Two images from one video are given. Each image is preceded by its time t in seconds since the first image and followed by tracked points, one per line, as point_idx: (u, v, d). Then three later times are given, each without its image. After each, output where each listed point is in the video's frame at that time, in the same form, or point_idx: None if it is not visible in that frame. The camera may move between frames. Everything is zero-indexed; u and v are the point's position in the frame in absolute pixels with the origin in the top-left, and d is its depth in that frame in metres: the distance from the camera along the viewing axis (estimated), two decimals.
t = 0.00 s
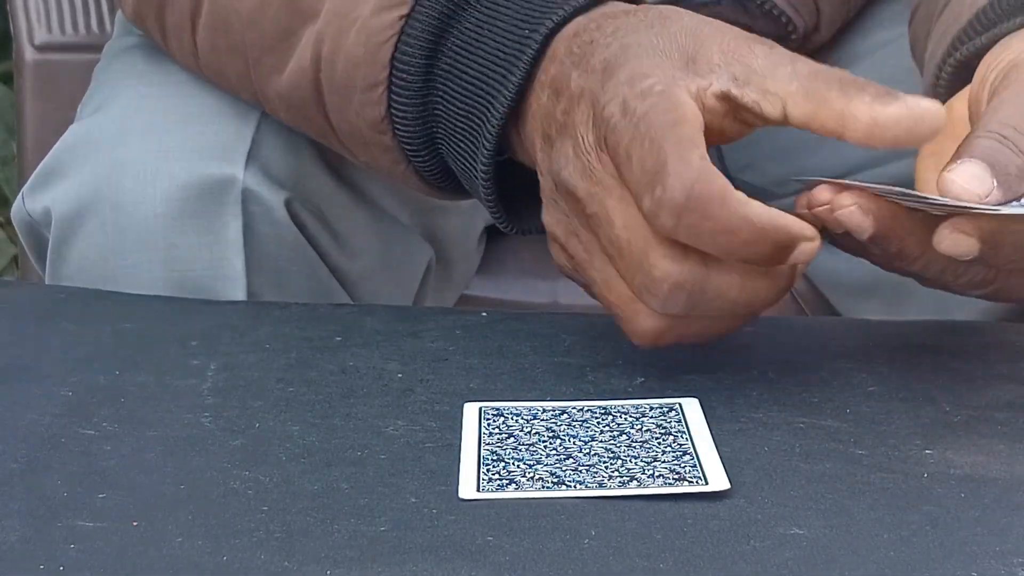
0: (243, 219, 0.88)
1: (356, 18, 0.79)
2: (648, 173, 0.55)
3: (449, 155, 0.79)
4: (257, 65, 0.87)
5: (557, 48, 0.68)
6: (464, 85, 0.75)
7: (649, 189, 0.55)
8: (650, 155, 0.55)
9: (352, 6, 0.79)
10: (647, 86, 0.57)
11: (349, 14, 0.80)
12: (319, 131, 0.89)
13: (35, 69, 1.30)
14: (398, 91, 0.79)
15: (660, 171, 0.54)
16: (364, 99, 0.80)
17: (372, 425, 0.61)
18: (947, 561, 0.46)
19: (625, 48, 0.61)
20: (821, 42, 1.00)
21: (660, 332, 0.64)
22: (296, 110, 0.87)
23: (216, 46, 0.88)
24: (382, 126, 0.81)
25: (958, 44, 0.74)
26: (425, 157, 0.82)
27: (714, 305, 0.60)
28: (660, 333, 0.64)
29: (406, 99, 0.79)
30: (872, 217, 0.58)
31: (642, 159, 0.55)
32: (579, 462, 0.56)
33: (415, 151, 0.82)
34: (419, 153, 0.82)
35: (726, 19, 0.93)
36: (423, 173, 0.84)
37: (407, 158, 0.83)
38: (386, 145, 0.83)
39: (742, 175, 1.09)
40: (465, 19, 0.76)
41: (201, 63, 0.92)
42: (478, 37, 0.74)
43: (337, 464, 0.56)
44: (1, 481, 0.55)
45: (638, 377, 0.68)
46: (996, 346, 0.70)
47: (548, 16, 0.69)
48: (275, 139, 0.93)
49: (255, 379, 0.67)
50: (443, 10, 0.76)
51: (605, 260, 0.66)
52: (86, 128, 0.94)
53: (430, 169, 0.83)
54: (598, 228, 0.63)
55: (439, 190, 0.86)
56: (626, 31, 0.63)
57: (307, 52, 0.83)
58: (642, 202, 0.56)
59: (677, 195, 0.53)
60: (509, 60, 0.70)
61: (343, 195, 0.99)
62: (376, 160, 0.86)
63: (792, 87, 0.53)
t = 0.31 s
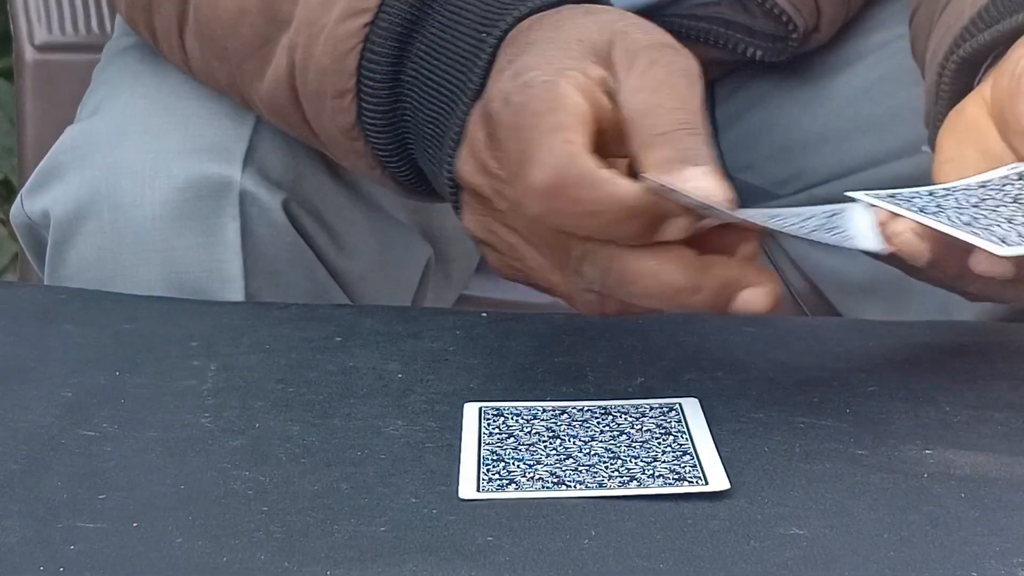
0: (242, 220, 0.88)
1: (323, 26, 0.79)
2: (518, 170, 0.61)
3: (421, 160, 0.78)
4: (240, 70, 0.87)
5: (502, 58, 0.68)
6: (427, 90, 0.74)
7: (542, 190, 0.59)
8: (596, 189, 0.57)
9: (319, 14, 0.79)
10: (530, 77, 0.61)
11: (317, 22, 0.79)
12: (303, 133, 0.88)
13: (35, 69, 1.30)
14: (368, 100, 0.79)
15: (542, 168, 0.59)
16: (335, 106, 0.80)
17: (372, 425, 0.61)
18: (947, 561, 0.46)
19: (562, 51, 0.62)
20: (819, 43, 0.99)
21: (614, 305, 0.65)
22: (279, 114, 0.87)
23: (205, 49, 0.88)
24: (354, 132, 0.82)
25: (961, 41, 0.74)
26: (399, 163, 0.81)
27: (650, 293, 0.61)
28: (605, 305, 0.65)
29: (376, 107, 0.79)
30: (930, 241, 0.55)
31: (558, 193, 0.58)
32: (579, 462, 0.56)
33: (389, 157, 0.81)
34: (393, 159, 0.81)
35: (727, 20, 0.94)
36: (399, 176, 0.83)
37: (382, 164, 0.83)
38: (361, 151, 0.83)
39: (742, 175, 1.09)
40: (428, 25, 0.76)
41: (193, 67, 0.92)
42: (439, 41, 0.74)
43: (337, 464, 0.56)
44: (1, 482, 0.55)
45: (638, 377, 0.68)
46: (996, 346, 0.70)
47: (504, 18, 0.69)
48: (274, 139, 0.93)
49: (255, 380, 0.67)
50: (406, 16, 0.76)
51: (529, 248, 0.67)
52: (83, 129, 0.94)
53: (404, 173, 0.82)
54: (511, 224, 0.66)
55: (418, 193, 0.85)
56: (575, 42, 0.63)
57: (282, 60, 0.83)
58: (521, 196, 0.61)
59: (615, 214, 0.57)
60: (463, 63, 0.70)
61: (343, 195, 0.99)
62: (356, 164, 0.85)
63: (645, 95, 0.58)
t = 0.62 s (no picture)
0: (243, 220, 0.88)
1: (378, 34, 0.80)
2: (704, 170, 0.57)
3: (471, 170, 0.81)
4: (271, 74, 0.87)
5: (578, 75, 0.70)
6: (490, 103, 0.77)
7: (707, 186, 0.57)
8: (791, 202, 0.56)
9: (372, 22, 0.80)
10: (674, 86, 0.60)
11: (371, 30, 0.80)
12: (330, 142, 0.89)
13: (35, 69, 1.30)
14: (421, 109, 0.80)
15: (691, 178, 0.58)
16: (386, 114, 0.81)
17: (372, 424, 0.61)
18: (946, 561, 0.46)
19: (642, 58, 0.64)
20: (819, 44, 0.99)
21: (741, 310, 0.67)
22: (310, 122, 0.87)
23: (221, 50, 0.88)
24: (402, 141, 0.82)
25: (953, 33, 0.74)
26: (443, 170, 0.83)
27: (807, 282, 0.63)
28: (735, 313, 0.67)
29: (428, 116, 0.80)
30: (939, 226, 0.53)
31: (742, 207, 0.57)
32: (579, 462, 0.56)
33: (434, 165, 0.83)
34: (438, 167, 0.83)
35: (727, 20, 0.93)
36: (439, 185, 0.85)
37: (424, 171, 0.84)
38: (405, 159, 0.84)
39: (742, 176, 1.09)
40: (489, 39, 0.78)
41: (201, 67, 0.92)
42: (505, 57, 0.76)
43: (337, 464, 0.56)
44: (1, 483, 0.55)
45: (638, 377, 0.68)
46: (997, 346, 0.70)
47: (576, 36, 0.71)
48: (275, 140, 0.93)
49: (255, 380, 0.67)
50: (471, 27, 0.78)
51: (672, 254, 0.67)
52: (86, 127, 0.94)
53: (447, 182, 0.84)
54: (652, 228, 0.66)
55: (454, 203, 0.87)
56: (664, 58, 0.64)
57: (323, 64, 0.84)
58: (703, 198, 0.58)
59: (807, 225, 0.56)
60: (538, 78, 0.72)
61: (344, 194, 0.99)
62: (391, 173, 0.87)
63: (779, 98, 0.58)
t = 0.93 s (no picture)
0: (242, 220, 0.88)
1: (310, 30, 0.79)
2: (497, 159, 0.58)
3: (403, 166, 0.80)
4: (228, 71, 0.87)
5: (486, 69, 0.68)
6: (411, 97, 0.76)
7: (508, 202, 0.57)
8: (586, 225, 0.55)
9: (307, 17, 0.79)
10: (517, 83, 0.60)
11: (304, 26, 0.79)
12: (294, 141, 0.89)
13: (35, 69, 1.29)
14: (349, 106, 0.79)
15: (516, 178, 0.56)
16: (318, 112, 0.81)
17: (372, 425, 0.61)
18: (947, 561, 0.46)
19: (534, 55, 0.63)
20: (819, 44, 0.99)
21: (571, 316, 0.66)
22: (266, 120, 0.88)
23: (195, 49, 0.89)
24: (336, 138, 0.82)
25: (968, 28, 0.74)
26: (378, 168, 0.83)
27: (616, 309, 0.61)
28: (565, 317, 0.66)
29: (358, 113, 0.79)
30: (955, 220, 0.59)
31: (515, 207, 0.56)
32: (579, 462, 0.56)
33: (367, 161, 0.83)
34: (372, 164, 0.83)
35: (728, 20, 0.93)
36: (377, 180, 0.85)
37: (360, 168, 0.84)
38: (342, 156, 0.84)
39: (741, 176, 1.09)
40: (411, 33, 0.77)
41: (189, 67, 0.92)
42: (424, 51, 0.75)
43: (337, 464, 0.56)
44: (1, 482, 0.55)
45: (637, 377, 0.68)
46: (997, 346, 0.70)
47: (486, 28, 0.70)
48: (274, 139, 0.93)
49: (255, 380, 0.67)
50: (394, 22, 0.77)
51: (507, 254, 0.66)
52: (81, 129, 0.94)
53: (383, 178, 0.84)
54: (485, 226, 0.65)
55: (390, 197, 0.87)
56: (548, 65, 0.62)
57: (268, 61, 0.83)
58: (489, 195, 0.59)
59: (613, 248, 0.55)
60: (450, 70, 0.71)
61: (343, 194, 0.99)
62: (336, 166, 0.87)
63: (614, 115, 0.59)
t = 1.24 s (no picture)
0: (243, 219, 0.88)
1: (368, 33, 0.80)
2: (703, 142, 0.57)
3: (458, 171, 0.82)
4: (262, 74, 0.87)
5: (563, 78, 0.71)
6: (478, 102, 0.77)
7: (733, 177, 0.56)
8: (789, 177, 0.55)
9: (363, 21, 0.80)
10: (675, 69, 0.62)
11: (361, 29, 0.80)
12: (322, 142, 0.89)
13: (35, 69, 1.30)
14: (409, 107, 0.81)
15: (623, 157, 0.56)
16: (375, 115, 0.82)
17: (372, 425, 0.61)
18: (946, 561, 0.46)
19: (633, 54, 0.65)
20: (819, 44, 0.99)
21: (743, 293, 0.64)
22: (299, 121, 0.87)
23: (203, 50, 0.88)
24: (390, 141, 0.83)
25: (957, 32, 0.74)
26: (431, 172, 0.84)
27: (804, 270, 0.61)
28: (737, 296, 0.65)
29: (416, 115, 0.81)
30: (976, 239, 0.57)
31: (740, 178, 0.56)
32: (579, 462, 0.56)
33: (422, 166, 0.84)
34: (426, 168, 0.84)
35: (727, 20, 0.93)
36: (428, 186, 0.86)
37: (411, 172, 0.85)
38: (393, 159, 0.84)
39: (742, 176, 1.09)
40: (479, 40, 0.79)
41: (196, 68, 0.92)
42: (494, 57, 0.77)
43: (337, 464, 0.56)
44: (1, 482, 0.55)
45: (638, 377, 0.68)
46: (997, 346, 0.70)
47: (563, 36, 0.72)
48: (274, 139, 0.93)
49: (255, 380, 0.67)
50: (462, 26, 0.78)
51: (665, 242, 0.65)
52: (84, 128, 0.94)
53: (435, 183, 0.85)
54: (647, 215, 0.64)
55: (439, 203, 0.88)
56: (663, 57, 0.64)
57: (314, 63, 0.83)
58: (697, 172, 0.58)
59: (806, 200, 0.55)
60: (527, 77, 0.73)
61: (343, 195, 0.99)
62: (383, 174, 0.87)
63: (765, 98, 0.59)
